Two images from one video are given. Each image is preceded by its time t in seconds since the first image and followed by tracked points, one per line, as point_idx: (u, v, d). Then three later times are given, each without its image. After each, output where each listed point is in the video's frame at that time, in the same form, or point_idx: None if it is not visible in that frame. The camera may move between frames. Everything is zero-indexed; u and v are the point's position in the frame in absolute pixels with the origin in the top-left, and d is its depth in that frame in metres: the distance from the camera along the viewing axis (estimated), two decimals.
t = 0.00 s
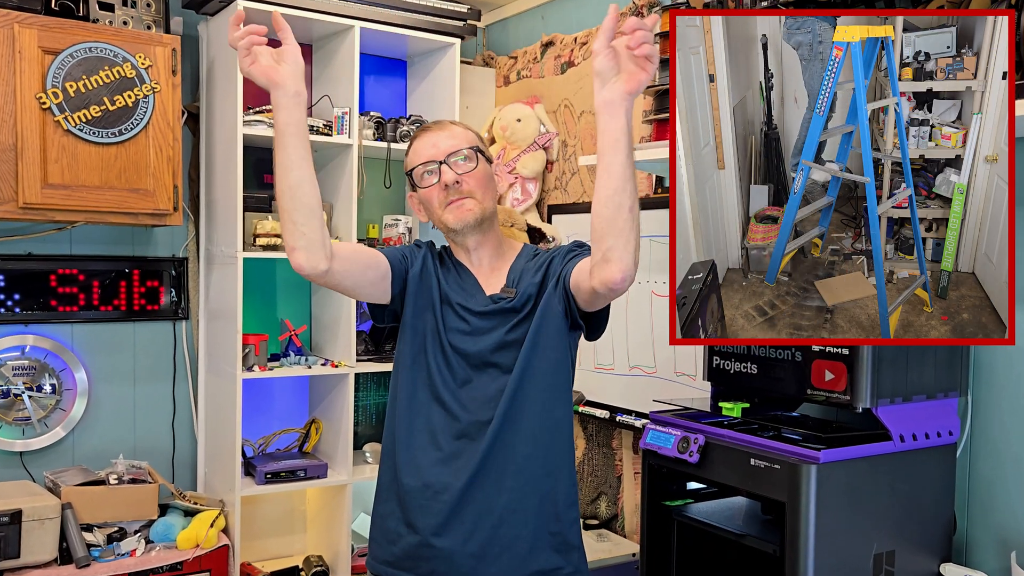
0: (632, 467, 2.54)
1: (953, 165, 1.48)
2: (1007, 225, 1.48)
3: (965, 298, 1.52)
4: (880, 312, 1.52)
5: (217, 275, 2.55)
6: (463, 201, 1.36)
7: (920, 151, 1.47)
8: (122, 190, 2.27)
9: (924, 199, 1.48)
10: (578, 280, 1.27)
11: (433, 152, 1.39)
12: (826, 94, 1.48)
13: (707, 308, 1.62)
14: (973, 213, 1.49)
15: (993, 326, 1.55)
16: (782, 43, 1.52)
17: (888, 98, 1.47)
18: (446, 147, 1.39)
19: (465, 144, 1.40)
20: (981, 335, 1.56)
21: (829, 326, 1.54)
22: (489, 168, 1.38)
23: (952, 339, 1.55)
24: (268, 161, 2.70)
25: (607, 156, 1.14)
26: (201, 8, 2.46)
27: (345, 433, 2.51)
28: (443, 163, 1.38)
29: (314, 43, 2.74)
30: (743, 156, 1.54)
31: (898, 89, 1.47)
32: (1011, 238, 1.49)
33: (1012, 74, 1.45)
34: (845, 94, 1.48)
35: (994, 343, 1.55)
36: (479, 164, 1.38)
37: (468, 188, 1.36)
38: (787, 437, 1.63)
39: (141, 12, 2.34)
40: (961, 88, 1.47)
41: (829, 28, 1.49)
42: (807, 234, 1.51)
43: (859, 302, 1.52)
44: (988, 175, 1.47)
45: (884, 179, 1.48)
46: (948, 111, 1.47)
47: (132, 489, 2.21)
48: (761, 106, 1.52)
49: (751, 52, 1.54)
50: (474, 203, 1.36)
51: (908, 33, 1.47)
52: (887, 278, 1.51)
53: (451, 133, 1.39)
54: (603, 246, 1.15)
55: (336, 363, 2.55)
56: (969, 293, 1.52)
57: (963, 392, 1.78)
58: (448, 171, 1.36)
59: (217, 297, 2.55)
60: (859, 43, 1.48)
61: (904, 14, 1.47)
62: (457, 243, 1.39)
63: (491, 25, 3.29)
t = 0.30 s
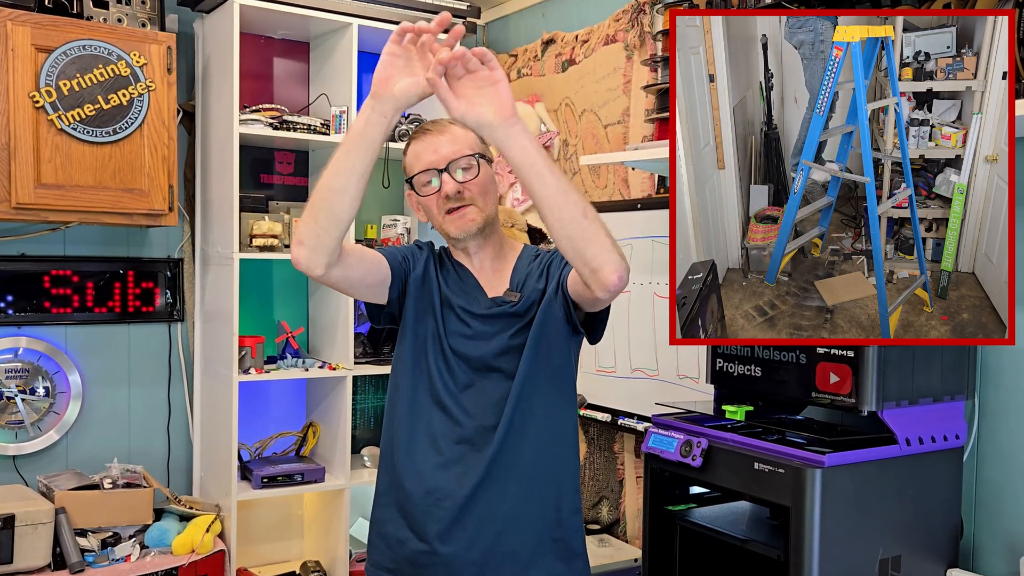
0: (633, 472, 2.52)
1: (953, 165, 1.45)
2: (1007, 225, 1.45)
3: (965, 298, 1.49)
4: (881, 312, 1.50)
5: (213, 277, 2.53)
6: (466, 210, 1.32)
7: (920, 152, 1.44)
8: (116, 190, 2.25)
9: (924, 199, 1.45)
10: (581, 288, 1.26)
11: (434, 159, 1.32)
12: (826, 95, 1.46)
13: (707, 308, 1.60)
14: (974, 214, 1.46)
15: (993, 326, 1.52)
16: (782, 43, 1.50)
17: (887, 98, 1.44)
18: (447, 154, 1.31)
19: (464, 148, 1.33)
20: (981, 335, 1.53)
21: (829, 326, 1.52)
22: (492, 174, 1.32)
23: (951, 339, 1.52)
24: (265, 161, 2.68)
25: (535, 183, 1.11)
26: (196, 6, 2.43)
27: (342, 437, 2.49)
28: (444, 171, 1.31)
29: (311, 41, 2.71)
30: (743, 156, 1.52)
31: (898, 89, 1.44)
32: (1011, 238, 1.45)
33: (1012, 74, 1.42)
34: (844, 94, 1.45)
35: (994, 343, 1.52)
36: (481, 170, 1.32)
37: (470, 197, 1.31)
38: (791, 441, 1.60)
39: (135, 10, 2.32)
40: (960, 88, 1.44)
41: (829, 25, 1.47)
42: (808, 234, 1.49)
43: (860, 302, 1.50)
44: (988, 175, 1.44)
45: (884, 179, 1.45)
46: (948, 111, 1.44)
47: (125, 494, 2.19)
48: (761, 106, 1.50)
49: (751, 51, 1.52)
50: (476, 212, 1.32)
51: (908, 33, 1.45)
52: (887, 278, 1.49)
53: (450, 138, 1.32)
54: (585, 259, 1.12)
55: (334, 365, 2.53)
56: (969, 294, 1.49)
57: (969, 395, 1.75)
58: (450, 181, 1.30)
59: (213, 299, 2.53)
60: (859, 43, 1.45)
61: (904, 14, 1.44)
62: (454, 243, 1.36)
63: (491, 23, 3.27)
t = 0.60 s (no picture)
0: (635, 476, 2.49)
1: (953, 165, 1.41)
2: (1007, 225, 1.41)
3: (964, 298, 1.45)
4: (880, 312, 1.44)
5: (209, 278, 2.51)
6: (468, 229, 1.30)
7: (921, 151, 1.38)
8: (109, 190, 2.23)
9: (924, 199, 1.39)
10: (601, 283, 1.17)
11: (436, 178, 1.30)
12: (826, 93, 1.31)
13: (706, 308, 1.41)
14: (973, 214, 1.41)
15: (993, 326, 1.49)
16: (782, 38, 1.31)
17: (888, 98, 1.36)
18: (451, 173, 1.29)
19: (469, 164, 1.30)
20: (980, 334, 1.50)
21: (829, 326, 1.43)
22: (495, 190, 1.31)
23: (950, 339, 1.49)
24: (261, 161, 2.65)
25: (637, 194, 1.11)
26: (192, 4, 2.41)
27: (341, 441, 2.48)
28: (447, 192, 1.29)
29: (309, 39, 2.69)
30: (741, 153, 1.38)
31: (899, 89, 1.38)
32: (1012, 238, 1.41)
33: (1013, 73, 1.40)
34: (845, 92, 1.33)
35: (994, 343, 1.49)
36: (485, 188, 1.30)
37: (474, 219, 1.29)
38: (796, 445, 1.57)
39: (130, 7, 2.29)
40: (961, 88, 1.44)
41: (829, 25, 1.35)
42: (808, 234, 1.36)
43: (860, 303, 1.41)
44: (988, 175, 1.41)
45: (884, 179, 1.36)
46: (948, 111, 1.42)
47: (121, 498, 2.16)
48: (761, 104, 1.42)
49: (750, 48, 1.28)
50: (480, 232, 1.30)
51: (908, 33, 1.42)
52: (887, 278, 1.40)
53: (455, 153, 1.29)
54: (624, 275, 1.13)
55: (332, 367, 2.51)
56: (969, 294, 1.44)
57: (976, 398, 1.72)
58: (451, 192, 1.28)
59: (209, 301, 2.51)
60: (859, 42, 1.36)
61: (904, 14, 1.41)
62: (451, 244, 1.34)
63: (491, 21, 3.25)
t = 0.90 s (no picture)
0: (638, 480, 2.46)
1: (953, 165, 1.36)
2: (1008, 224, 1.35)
3: (965, 299, 1.37)
4: (880, 312, 1.38)
5: (204, 279, 2.48)
6: (470, 221, 1.29)
7: (920, 151, 1.34)
8: (104, 190, 2.20)
9: (924, 199, 1.34)
10: (605, 288, 1.20)
11: (438, 169, 1.29)
12: (826, 95, 1.37)
13: (707, 308, 1.45)
14: (974, 214, 1.36)
15: (994, 325, 1.39)
16: (782, 43, 1.40)
17: (888, 98, 1.36)
18: (454, 163, 1.29)
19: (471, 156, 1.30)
20: (981, 335, 1.40)
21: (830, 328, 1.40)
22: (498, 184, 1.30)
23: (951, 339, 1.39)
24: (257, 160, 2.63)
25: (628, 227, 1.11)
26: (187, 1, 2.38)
27: (337, 445, 2.44)
28: (449, 183, 1.28)
29: (306, 37, 2.67)
30: (743, 156, 1.41)
31: (898, 89, 1.36)
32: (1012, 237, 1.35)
33: (1013, 74, 1.34)
34: (844, 94, 1.37)
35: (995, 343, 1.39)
36: (489, 180, 1.30)
37: (476, 211, 1.28)
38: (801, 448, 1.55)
39: (124, 4, 2.27)
40: (961, 88, 1.36)
41: (829, 27, 1.37)
42: (808, 234, 1.37)
43: (860, 303, 1.37)
44: (988, 175, 1.36)
45: (884, 178, 1.34)
46: (948, 111, 1.37)
47: (114, 502, 2.15)
48: (761, 106, 1.41)
49: (750, 52, 1.42)
50: (480, 224, 1.29)
51: (908, 33, 1.37)
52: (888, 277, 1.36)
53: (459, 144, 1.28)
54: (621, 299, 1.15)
55: (329, 370, 2.48)
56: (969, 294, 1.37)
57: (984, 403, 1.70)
58: (454, 195, 1.27)
59: (204, 302, 2.48)
60: (859, 43, 1.37)
61: (904, 13, 1.37)
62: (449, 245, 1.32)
63: (491, 18, 3.21)
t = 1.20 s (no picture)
0: (640, 484, 2.44)
1: (953, 165, 1.37)
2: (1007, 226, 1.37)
3: (965, 298, 1.41)
4: (880, 312, 1.42)
5: (199, 280, 2.45)
6: (474, 232, 1.25)
7: (920, 152, 1.36)
8: (98, 190, 2.18)
9: (924, 199, 1.36)
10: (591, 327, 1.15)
11: (440, 177, 1.26)
12: (826, 95, 1.39)
13: (707, 308, 1.51)
14: (974, 214, 1.37)
15: (993, 326, 1.43)
16: (782, 42, 1.42)
17: (888, 98, 1.37)
18: (456, 171, 1.26)
19: (473, 162, 1.26)
20: (981, 335, 1.44)
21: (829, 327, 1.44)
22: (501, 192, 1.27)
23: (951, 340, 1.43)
24: (253, 159, 2.60)
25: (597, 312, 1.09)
26: None
27: (335, 448, 2.42)
28: (452, 192, 1.25)
29: (303, 34, 2.64)
30: (743, 156, 1.44)
31: (898, 89, 1.37)
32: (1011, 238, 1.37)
33: (1012, 74, 1.35)
34: (843, 94, 1.38)
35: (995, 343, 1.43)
36: (491, 188, 1.27)
37: (480, 220, 1.25)
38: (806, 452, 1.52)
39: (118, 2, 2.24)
40: (960, 88, 1.36)
41: (829, 25, 1.39)
42: (808, 234, 1.40)
43: (859, 303, 1.41)
44: (988, 175, 1.36)
45: (884, 179, 1.37)
46: (948, 111, 1.37)
47: (108, 508, 2.14)
48: (761, 106, 1.43)
49: (750, 52, 1.44)
50: (485, 234, 1.25)
51: (908, 33, 1.37)
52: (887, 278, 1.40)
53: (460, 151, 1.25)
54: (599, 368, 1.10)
55: (327, 373, 2.46)
56: (969, 294, 1.40)
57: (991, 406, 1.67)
58: (458, 205, 1.24)
59: (199, 304, 2.45)
60: (859, 43, 1.38)
61: (904, 13, 1.37)
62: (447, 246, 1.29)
63: (491, 15, 3.19)
